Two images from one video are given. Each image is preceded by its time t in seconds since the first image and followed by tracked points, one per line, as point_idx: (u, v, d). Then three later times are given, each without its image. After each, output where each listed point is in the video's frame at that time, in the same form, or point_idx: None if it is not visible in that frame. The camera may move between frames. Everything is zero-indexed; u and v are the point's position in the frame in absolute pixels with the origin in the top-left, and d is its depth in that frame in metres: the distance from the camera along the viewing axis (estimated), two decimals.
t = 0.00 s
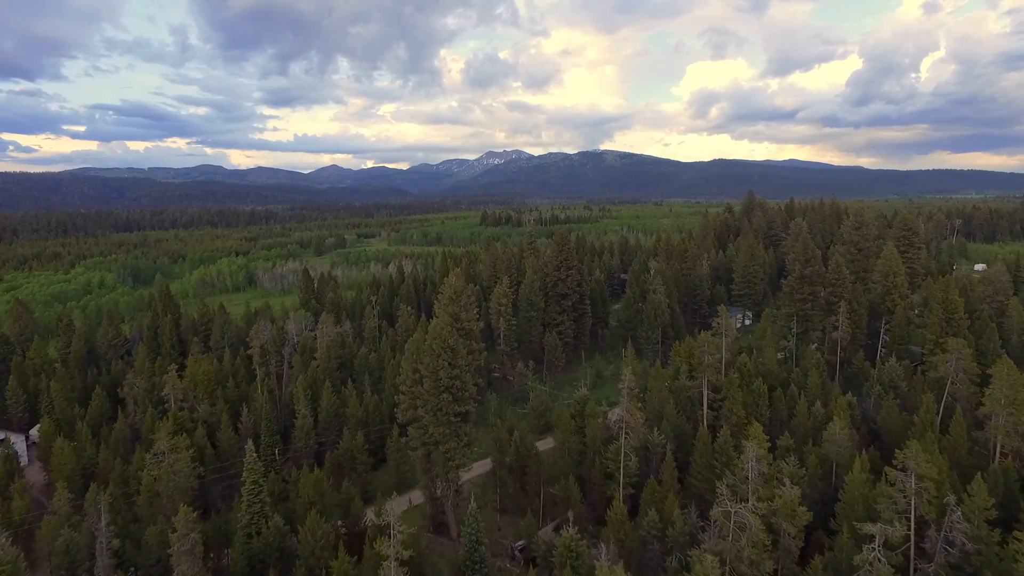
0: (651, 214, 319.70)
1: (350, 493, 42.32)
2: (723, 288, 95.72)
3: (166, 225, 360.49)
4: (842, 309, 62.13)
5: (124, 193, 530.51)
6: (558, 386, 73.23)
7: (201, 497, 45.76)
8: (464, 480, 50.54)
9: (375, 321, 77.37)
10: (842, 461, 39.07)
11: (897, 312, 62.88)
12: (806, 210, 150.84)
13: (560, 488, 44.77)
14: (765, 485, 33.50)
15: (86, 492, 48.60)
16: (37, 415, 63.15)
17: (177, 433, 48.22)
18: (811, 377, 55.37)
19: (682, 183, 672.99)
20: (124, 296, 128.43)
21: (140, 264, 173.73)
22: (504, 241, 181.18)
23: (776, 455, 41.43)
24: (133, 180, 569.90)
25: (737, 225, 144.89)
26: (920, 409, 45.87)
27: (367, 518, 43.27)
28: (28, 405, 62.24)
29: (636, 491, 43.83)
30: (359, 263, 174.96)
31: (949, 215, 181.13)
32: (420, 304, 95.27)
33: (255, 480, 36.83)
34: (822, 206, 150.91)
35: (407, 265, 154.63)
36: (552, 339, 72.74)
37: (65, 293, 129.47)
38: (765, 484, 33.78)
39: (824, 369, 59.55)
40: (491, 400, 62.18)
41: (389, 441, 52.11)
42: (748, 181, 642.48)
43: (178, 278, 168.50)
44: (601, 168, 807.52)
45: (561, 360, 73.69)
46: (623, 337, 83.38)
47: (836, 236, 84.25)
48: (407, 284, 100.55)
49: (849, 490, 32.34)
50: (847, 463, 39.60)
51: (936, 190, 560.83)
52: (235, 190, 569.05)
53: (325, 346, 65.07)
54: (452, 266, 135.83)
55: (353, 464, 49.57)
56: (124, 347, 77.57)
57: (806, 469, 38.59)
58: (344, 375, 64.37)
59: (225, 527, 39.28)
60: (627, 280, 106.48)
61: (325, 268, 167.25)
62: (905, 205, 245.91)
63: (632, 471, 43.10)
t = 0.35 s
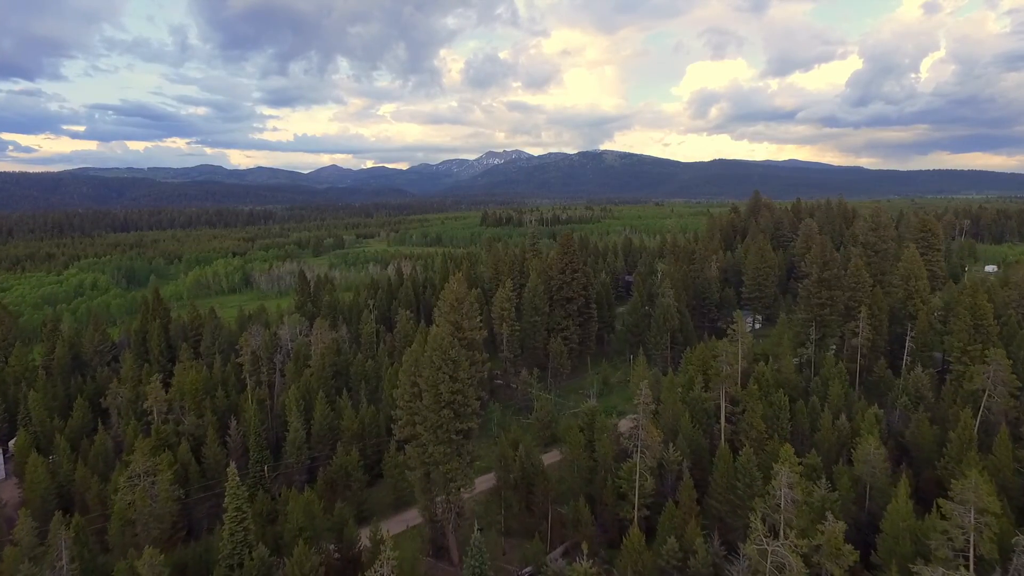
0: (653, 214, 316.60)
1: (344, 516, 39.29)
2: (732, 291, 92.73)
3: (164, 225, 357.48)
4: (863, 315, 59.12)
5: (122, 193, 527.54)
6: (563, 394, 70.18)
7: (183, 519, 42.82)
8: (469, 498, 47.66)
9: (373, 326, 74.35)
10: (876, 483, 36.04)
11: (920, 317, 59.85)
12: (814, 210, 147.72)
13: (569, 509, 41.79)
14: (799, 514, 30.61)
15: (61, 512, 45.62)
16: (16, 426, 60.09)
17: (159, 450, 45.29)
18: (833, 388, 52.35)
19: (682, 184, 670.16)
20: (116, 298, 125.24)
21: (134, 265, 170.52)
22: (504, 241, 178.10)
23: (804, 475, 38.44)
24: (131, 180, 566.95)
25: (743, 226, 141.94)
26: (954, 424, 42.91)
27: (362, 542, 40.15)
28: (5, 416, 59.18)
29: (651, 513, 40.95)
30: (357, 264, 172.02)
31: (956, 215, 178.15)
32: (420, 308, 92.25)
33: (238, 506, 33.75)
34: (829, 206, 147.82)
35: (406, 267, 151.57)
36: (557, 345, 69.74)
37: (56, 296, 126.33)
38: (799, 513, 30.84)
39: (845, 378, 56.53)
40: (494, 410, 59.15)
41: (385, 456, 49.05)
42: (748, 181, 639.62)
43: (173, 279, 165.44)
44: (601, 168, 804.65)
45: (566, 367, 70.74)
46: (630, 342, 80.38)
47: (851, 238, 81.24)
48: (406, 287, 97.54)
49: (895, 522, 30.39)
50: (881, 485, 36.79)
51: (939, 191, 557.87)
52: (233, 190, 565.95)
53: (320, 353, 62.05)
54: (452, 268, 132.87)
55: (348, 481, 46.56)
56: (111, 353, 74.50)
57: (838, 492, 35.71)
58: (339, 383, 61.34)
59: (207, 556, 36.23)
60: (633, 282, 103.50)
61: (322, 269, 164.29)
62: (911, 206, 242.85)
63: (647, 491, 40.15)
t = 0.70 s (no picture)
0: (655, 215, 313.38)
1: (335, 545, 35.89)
2: (742, 295, 89.43)
3: (161, 225, 354.08)
4: (888, 321, 55.73)
5: (120, 193, 524.08)
6: (570, 404, 66.82)
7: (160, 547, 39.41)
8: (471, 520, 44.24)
9: (370, 332, 71.00)
10: (921, 513, 32.84)
11: (949, 324, 56.42)
12: (822, 210, 144.38)
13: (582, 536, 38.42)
14: (845, 552, 27.38)
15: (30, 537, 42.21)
16: None
17: (137, 470, 42.04)
18: (860, 401, 48.96)
19: (682, 184, 666.92)
20: (105, 300, 121.60)
21: (128, 267, 166.89)
22: (505, 242, 174.58)
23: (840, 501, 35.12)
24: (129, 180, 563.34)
25: (750, 227, 138.61)
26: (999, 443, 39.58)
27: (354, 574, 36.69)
28: None
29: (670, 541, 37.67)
30: (355, 265, 168.54)
31: (964, 215, 174.88)
32: (419, 312, 88.92)
33: (216, 540, 30.37)
34: (838, 207, 144.48)
35: (405, 268, 148.08)
36: (562, 352, 66.33)
37: (44, 298, 122.62)
38: (844, 551, 27.58)
39: (871, 389, 53.08)
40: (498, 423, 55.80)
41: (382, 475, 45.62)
42: (749, 181, 636.43)
43: (168, 280, 162.03)
44: (601, 168, 801.13)
45: (572, 375, 67.34)
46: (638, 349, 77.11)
47: (868, 239, 77.78)
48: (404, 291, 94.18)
49: (955, 564, 28.29)
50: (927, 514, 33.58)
51: (941, 191, 554.86)
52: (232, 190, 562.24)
53: (313, 361, 58.66)
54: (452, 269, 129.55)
55: (341, 503, 43.22)
56: (95, 360, 70.97)
57: (880, 522, 32.42)
58: (333, 394, 58.02)
59: None
60: (640, 285, 100.09)
61: (320, 270, 161.02)
62: (917, 207, 239.58)
63: (667, 518, 36.81)
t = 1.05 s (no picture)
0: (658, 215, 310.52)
1: None
2: (753, 298, 86.45)
3: (159, 226, 350.92)
4: (915, 327, 52.65)
5: (118, 193, 520.80)
6: (577, 414, 63.79)
7: None
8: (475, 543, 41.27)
9: (367, 338, 67.94)
10: (973, 544, 30.07)
11: (979, 331, 53.34)
12: (829, 211, 141.44)
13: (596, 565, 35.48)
14: None
15: None
16: None
17: (115, 492, 39.05)
18: (889, 414, 45.95)
19: (683, 184, 664.08)
20: (96, 303, 118.53)
21: (122, 268, 163.85)
22: (506, 243, 171.60)
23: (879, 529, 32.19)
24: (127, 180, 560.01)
25: (756, 228, 135.56)
26: None
27: None
28: None
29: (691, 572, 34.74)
30: (354, 266, 165.56)
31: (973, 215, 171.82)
32: (418, 317, 85.88)
33: None
34: (846, 206, 141.48)
35: (404, 270, 145.11)
36: (568, 359, 63.25)
37: (34, 301, 119.58)
38: None
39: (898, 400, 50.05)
40: (502, 435, 52.77)
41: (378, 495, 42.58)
42: (749, 181, 633.66)
43: (162, 281, 158.95)
44: (601, 168, 798.25)
45: (579, 383, 64.30)
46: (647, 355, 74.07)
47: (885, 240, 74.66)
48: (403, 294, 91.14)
49: None
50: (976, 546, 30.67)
51: (943, 192, 552.26)
52: (230, 190, 559.08)
53: (306, 370, 55.61)
54: (452, 271, 126.60)
55: (334, 527, 40.14)
56: (79, 368, 68.02)
57: (928, 555, 29.53)
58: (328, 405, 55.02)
59: None
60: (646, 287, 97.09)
61: (317, 272, 157.90)
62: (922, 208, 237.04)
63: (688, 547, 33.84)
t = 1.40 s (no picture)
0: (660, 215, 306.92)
1: None
2: (766, 302, 83.14)
3: (155, 226, 347.14)
4: (948, 335, 49.27)
5: (115, 192, 517.18)
6: (584, 425, 60.45)
7: None
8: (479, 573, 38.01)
9: (364, 345, 64.66)
10: None
11: (1016, 339, 49.98)
12: (839, 211, 138.21)
13: None
14: None
15: None
16: None
17: (85, 520, 35.66)
18: (925, 431, 42.65)
19: (683, 184, 661.06)
20: (86, 305, 115.06)
21: (115, 269, 160.34)
22: (507, 244, 168.28)
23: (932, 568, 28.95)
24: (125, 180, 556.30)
25: (764, 229, 132.27)
26: None
27: None
28: None
29: None
30: (352, 268, 162.28)
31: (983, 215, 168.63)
32: (417, 321, 82.61)
33: None
34: (856, 207, 138.12)
35: (403, 271, 141.76)
36: (576, 368, 59.92)
37: (22, 304, 116.03)
38: None
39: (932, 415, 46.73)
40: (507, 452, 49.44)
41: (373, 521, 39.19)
42: (751, 181, 630.64)
43: (155, 283, 155.44)
44: (602, 168, 794.98)
45: (587, 394, 60.98)
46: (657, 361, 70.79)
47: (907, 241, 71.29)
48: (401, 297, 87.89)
49: None
50: None
51: (945, 192, 549.47)
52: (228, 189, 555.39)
53: (298, 381, 52.27)
54: (452, 273, 123.06)
55: (324, 557, 36.79)
56: (60, 376, 64.62)
57: None
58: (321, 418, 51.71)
59: None
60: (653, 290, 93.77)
61: (314, 273, 154.48)
62: (929, 208, 233.56)
63: None
